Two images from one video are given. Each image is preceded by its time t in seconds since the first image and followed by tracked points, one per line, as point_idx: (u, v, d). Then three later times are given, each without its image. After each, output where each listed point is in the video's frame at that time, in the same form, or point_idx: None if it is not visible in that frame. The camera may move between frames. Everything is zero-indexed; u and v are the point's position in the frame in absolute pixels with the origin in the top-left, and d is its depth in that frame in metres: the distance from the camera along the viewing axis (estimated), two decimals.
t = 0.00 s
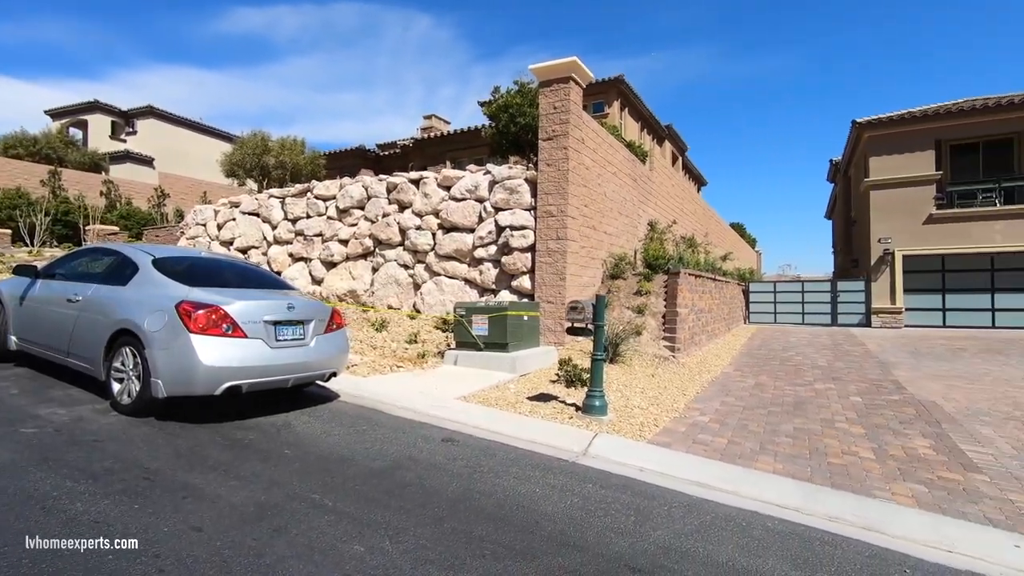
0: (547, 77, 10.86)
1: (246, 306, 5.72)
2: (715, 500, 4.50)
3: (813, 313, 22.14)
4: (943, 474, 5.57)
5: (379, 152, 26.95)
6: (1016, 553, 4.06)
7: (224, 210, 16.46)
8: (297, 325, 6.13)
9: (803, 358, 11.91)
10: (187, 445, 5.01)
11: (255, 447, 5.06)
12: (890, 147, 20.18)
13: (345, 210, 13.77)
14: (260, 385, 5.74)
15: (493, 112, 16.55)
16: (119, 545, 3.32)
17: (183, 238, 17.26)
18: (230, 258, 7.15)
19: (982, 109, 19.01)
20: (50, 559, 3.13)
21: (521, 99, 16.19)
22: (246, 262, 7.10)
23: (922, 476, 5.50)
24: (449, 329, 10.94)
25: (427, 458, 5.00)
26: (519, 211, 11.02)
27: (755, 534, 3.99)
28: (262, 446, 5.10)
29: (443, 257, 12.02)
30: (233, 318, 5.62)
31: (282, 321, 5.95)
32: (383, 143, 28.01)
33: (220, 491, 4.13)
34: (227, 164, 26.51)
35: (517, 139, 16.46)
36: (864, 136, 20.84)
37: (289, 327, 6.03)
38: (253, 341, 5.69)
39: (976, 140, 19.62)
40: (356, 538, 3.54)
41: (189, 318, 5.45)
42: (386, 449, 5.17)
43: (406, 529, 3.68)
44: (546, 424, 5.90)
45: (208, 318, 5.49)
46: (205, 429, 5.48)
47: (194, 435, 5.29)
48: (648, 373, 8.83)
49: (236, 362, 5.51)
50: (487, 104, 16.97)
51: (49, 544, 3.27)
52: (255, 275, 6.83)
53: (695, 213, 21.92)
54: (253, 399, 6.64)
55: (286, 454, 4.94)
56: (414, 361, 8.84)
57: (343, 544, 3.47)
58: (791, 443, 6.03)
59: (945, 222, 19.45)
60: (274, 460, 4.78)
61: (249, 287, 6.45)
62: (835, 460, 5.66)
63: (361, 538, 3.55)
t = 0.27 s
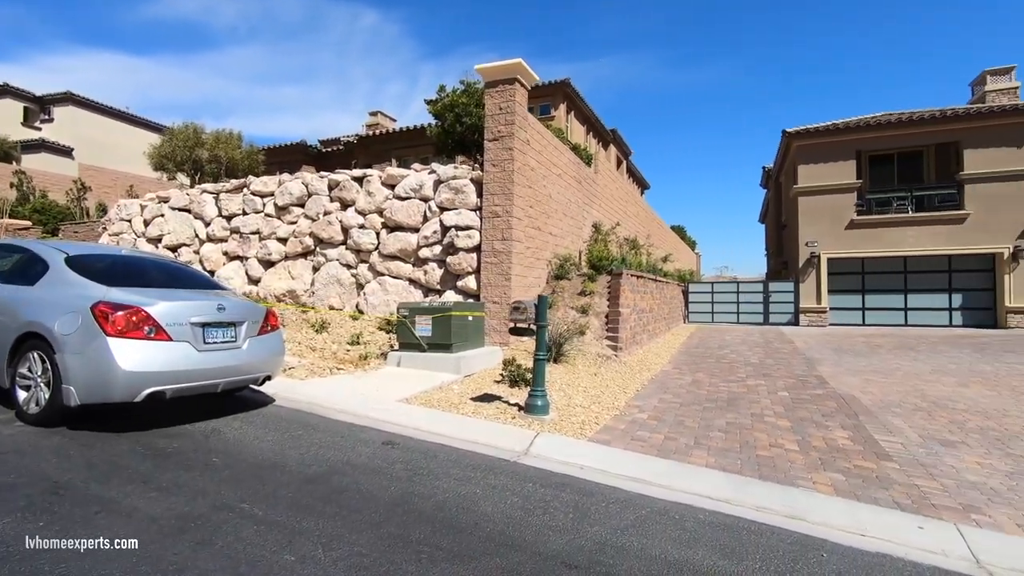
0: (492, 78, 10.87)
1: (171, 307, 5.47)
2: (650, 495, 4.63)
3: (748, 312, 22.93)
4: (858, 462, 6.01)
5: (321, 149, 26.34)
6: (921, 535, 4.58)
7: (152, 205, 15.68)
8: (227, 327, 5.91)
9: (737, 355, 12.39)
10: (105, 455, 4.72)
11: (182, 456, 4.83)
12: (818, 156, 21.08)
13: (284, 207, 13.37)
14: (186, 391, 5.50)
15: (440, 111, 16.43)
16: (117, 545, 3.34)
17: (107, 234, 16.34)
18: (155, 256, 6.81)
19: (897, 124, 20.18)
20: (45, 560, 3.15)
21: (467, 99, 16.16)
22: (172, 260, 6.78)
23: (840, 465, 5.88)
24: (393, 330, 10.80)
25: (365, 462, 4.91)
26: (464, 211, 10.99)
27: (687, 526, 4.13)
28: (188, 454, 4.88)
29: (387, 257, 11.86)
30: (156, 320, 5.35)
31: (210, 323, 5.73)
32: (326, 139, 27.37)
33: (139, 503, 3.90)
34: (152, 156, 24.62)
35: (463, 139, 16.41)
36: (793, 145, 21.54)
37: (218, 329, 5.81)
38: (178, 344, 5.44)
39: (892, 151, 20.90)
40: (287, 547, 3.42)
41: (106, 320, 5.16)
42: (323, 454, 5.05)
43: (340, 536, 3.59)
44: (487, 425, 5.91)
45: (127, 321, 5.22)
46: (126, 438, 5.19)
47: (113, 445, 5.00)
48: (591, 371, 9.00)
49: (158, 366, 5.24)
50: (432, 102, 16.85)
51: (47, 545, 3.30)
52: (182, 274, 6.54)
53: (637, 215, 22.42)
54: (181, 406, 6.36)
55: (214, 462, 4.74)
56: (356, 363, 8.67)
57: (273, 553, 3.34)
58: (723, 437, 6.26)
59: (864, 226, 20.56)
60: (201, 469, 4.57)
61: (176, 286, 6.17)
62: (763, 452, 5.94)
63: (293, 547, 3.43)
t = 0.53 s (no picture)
0: (439, 75, 10.78)
1: (89, 308, 5.17)
2: (593, 491, 4.69)
3: (690, 312, 23.54)
4: (790, 454, 6.28)
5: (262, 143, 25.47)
6: (846, 522, 4.90)
7: (75, 199, 14.81)
8: (153, 328, 5.64)
9: (679, 353, 12.72)
10: (12, 468, 4.39)
11: (102, 466, 4.56)
12: (756, 162, 21.82)
13: (221, 202, 12.88)
14: (105, 397, 5.21)
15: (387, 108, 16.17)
16: (118, 546, 3.36)
17: (23, 229, 15.32)
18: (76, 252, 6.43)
19: (828, 134, 21.02)
20: (44, 560, 3.15)
21: (415, 96, 15.98)
22: (95, 257, 6.41)
23: (773, 458, 6.13)
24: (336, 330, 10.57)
25: (303, 467, 4.78)
26: (412, 210, 10.85)
27: (628, 521, 4.21)
28: (107, 465, 4.60)
29: (332, 256, 11.59)
30: (71, 321, 5.06)
31: (134, 325, 5.45)
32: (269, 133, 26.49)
33: (49, 519, 3.63)
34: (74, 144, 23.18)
35: (411, 136, 16.20)
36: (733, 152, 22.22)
37: (143, 331, 5.53)
38: (98, 347, 5.14)
39: (823, 159, 21.83)
40: (215, 560, 3.26)
41: (14, 322, 4.84)
42: (258, 460, 4.88)
43: (273, 545, 3.46)
44: (432, 426, 5.86)
45: (39, 322, 4.91)
46: (39, 449, 4.86)
47: (25, 456, 4.67)
48: (538, 371, 9.06)
49: (74, 370, 4.93)
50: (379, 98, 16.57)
51: (48, 545, 3.31)
52: (105, 272, 6.20)
53: (585, 216, 22.70)
54: (104, 413, 6.04)
55: (136, 472, 4.49)
56: (296, 365, 8.43)
57: (200, 567, 3.17)
58: (665, 433, 6.41)
59: (797, 230, 21.47)
60: (122, 480, 4.32)
61: (97, 285, 5.84)
62: (702, 447, 6.12)
63: (222, 560, 3.27)
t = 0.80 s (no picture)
0: (390, 71, 10.61)
1: None
2: (540, 491, 4.69)
3: (640, 312, 23.94)
4: (732, 449, 6.45)
5: (203, 135, 24.55)
6: (783, 513, 5.10)
7: None
8: (72, 329, 5.33)
9: (628, 353, 12.92)
10: None
11: (13, 478, 4.25)
12: (704, 166, 22.40)
13: (155, 196, 12.31)
14: (17, 403, 4.88)
15: (336, 104, 15.84)
16: (118, 545, 3.38)
17: None
18: None
19: (770, 140, 21.72)
20: (45, 558, 3.17)
21: (365, 91, 15.69)
22: (7, 253, 5.99)
23: (716, 453, 6.29)
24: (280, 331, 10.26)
25: (238, 475, 4.58)
26: (360, 207, 10.65)
27: (575, 521, 4.22)
28: (18, 477, 4.28)
29: (276, 253, 11.25)
30: None
31: (50, 326, 5.13)
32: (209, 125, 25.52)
33: None
34: None
35: (360, 132, 15.90)
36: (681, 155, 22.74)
37: (60, 332, 5.22)
38: (4, 348, 4.82)
39: (765, 165, 22.57)
40: None
41: None
42: (189, 470, 4.64)
43: (202, 559, 3.29)
44: (377, 429, 5.74)
45: None
46: None
47: None
48: (489, 371, 9.03)
49: None
50: (327, 91, 16.20)
51: (48, 544, 3.33)
52: (19, 268, 5.81)
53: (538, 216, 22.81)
54: (18, 420, 5.67)
55: (51, 485, 4.19)
56: (235, 367, 8.14)
57: None
58: (613, 431, 6.47)
59: (741, 233, 22.17)
60: (35, 493, 4.03)
61: (10, 283, 5.46)
62: (648, 444, 6.21)
63: None
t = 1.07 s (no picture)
0: (341, 64, 10.37)
1: None
2: (491, 495, 4.64)
3: (594, 312, 24.18)
4: (682, 447, 6.55)
5: (140, 126, 23.45)
6: (730, 509, 5.20)
7: None
8: None
9: (582, 352, 13.02)
10: None
11: None
12: (657, 168, 22.79)
13: (85, 189, 11.69)
14: None
15: (285, 99, 15.40)
16: (118, 545, 3.42)
17: None
18: None
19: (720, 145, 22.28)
20: (42, 558, 3.22)
21: (315, 85, 15.30)
22: None
23: (666, 451, 6.37)
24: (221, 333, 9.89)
25: (169, 487, 4.33)
26: (309, 204, 10.37)
27: (527, 523, 4.19)
28: None
29: (218, 251, 10.84)
30: None
31: None
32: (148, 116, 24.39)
33: None
34: None
35: (310, 127, 15.50)
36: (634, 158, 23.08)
37: None
38: None
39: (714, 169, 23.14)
40: None
41: None
42: (115, 482, 4.35)
43: None
44: (323, 434, 5.58)
45: None
46: None
47: None
48: (442, 372, 8.94)
49: None
50: (275, 84, 15.73)
51: (48, 545, 3.37)
52: None
53: (494, 216, 22.78)
54: None
55: None
56: (171, 371, 7.78)
57: None
58: (566, 432, 6.48)
59: (691, 235, 22.70)
60: None
61: None
62: (600, 443, 6.25)
63: None
